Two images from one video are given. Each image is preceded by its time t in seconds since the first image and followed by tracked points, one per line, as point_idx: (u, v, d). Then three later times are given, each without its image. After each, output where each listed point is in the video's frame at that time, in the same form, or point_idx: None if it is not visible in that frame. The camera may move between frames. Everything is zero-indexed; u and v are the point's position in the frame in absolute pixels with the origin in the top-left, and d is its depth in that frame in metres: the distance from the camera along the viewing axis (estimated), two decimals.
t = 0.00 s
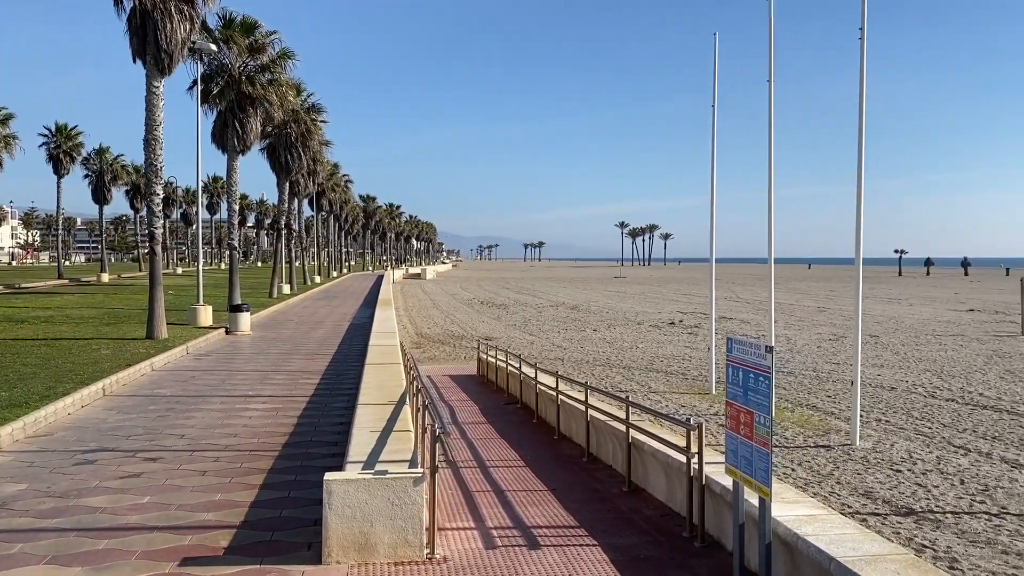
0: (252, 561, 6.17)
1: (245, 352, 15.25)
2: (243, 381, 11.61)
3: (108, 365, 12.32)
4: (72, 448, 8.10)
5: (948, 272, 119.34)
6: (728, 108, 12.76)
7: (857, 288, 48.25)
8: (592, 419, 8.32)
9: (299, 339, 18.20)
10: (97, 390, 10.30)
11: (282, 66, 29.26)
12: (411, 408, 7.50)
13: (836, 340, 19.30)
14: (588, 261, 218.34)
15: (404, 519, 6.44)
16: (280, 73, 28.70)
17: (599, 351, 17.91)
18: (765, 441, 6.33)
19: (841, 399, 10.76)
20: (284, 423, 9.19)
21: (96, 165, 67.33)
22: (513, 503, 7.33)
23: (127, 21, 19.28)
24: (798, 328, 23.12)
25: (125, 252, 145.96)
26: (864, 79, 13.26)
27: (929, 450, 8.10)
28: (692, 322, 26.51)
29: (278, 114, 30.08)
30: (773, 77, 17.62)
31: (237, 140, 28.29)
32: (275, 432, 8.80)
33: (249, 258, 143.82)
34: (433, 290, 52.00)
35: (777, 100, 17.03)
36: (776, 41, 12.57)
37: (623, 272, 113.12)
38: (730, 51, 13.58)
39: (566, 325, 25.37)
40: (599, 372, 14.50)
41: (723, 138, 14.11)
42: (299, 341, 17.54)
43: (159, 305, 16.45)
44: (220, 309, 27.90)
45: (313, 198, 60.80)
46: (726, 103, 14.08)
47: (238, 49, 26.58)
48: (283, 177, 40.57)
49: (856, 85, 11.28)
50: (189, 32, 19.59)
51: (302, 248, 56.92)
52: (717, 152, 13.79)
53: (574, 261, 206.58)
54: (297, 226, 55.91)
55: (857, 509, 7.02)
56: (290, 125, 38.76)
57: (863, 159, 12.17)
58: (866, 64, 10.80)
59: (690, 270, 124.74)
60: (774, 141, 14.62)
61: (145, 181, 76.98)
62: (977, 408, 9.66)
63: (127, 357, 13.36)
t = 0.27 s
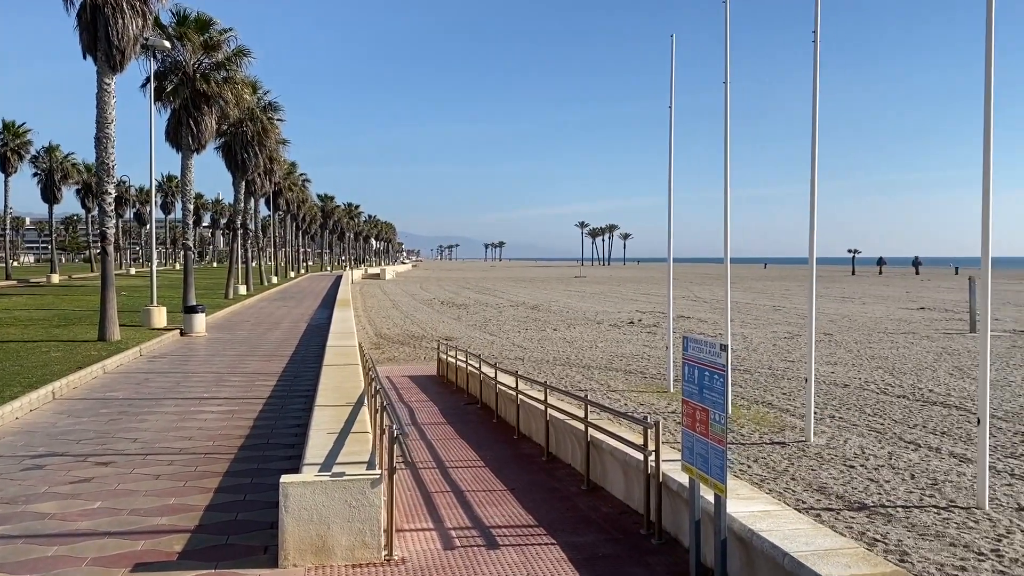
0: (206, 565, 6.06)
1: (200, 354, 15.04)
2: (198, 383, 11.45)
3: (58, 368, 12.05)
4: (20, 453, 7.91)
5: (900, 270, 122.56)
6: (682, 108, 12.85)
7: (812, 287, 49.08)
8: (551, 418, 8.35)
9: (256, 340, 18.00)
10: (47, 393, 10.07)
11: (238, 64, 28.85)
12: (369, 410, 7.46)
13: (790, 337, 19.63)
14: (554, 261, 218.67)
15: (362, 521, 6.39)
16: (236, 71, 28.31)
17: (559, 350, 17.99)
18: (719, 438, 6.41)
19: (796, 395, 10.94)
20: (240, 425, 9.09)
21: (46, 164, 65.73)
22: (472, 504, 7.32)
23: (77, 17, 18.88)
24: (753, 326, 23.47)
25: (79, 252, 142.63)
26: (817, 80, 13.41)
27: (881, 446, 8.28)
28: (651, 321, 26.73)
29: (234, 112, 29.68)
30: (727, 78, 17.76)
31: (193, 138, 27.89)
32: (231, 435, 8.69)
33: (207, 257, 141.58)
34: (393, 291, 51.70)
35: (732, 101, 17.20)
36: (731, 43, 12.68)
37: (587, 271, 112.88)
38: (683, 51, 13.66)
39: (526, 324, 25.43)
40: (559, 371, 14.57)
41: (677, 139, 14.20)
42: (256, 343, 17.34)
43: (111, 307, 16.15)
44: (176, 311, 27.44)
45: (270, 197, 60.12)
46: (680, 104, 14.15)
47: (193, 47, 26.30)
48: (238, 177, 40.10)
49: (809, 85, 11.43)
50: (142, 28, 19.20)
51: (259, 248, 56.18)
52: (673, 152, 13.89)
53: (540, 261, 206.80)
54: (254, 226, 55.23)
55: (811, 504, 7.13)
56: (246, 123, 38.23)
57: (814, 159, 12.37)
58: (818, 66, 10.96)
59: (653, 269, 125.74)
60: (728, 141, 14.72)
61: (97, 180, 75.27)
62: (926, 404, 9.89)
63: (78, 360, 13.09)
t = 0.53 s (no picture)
0: (158, 570, 5.95)
1: (153, 356, 14.79)
2: (150, 386, 11.26)
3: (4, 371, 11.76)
4: None
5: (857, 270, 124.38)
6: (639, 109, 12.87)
7: (767, 286, 49.55)
8: (510, 417, 8.38)
9: (210, 341, 17.74)
10: None
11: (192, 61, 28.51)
12: (325, 411, 7.42)
13: (745, 336, 19.92)
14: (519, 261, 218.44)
15: (318, 523, 6.32)
16: (190, 68, 28.01)
17: (518, 350, 18.03)
18: (675, 436, 6.47)
19: (750, 392, 11.10)
20: (194, 428, 8.97)
21: None
22: (430, 504, 7.31)
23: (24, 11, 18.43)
24: (710, 325, 23.73)
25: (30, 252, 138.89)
26: (770, 82, 13.55)
27: (833, 442, 8.45)
28: (609, 320, 26.91)
29: (187, 110, 29.23)
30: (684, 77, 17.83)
31: (145, 136, 27.40)
32: (185, 438, 8.58)
33: (160, 257, 138.70)
34: (353, 291, 51.23)
35: (687, 101, 17.26)
36: (687, 44, 12.75)
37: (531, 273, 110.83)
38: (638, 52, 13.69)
39: (486, 324, 25.42)
40: (518, 371, 14.61)
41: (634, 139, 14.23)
42: (210, 344, 17.09)
43: (59, 308, 15.81)
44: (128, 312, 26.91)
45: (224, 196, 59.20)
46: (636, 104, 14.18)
47: (145, 43, 25.79)
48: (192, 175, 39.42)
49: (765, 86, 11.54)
50: (92, 23, 18.78)
51: (214, 249, 55.26)
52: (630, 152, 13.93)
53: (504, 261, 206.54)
54: (208, 226, 54.36)
55: (766, 500, 7.25)
56: (201, 122, 37.50)
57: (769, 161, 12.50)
58: (771, 68, 11.03)
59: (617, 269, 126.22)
60: (683, 141, 14.76)
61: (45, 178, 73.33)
62: (877, 400, 10.12)
63: (25, 362, 12.78)
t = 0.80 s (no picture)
0: None
1: (103, 358, 14.49)
2: (99, 389, 11.04)
3: None
4: None
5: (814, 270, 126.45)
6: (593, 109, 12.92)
7: (721, 286, 49.29)
8: (466, 417, 8.39)
9: (162, 343, 17.44)
10: None
11: (141, 57, 28.17)
12: (279, 412, 7.36)
13: (700, 334, 20.17)
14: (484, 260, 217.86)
15: (271, 527, 6.24)
16: (139, 64, 27.67)
17: (475, 349, 18.04)
18: (629, 434, 6.53)
19: (705, 390, 11.24)
20: (144, 431, 8.82)
21: None
22: (386, 506, 7.29)
23: None
24: (666, 324, 23.98)
25: None
26: (722, 84, 13.70)
27: (785, 439, 8.59)
28: (567, 319, 27.03)
29: (137, 107, 28.72)
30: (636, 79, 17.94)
31: (94, 133, 26.87)
32: (135, 442, 8.44)
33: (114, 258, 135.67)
34: (310, 292, 50.68)
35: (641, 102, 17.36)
36: (639, 45, 12.82)
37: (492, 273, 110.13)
38: (591, 52, 13.75)
39: (443, 324, 25.36)
40: (475, 371, 14.61)
41: (588, 140, 14.29)
42: (162, 346, 16.81)
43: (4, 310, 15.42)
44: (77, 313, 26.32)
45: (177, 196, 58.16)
46: (590, 105, 14.23)
47: (93, 39, 24.92)
48: (143, 173, 38.82)
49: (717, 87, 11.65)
50: (37, 17, 18.36)
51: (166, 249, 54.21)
52: (585, 153, 13.97)
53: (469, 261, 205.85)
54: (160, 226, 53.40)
55: (719, 496, 7.34)
56: (151, 119, 36.53)
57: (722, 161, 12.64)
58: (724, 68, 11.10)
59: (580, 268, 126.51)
60: (636, 142, 14.84)
61: None
62: (828, 397, 10.32)
63: None
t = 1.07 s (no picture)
0: None
1: (49, 361, 14.16)
2: (45, 392, 10.80)
3: None
4: None
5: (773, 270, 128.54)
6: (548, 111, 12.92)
7: (675, 286, 49.70)
8: (422, 418, 8.38)
9: (111, 345, 17.09)
10: None
11: (89, 53, 27.59)
12: (231, 415, 7.28)
13: (656, 333, 20.39)
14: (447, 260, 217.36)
15: (223, 530, 6.15)
16: (87, 61, 26.96)
17: (432, 350, 18.02)
18: (584, 433, 6.58)
19: (660, 389, 11.35)
20: (92, 436, 8.66)
21: None
22: (340, 508, 7.25)
23: None
24: (622, 323, 24.18)
25: None
26: (676, 86, 13.80)
27: (738, 436, 8.72)
28: (524, 319, 27.12)
29: (84, 104, 28.10)
30: (592, 79, 18.01)
31: (39, 130, 26.23)
32: (82, 446, 8.27)
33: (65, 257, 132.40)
34: (265, 292, 50.08)
35: (596, 102, 17.43)
36: (594, 46, 12.85)
37: (455, 273, 109.69)
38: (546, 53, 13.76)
39: (400, 325, 25.27)
40: (432, 371, 14.60)
41: (544, 140, 14.30)
42: (111, 348, 16.48)
43: None
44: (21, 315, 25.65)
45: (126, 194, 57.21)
46: (546, 106, 14.24)
47: (38, 32, 24.68)
48: (91, 172, 38.07)
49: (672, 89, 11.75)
50: None
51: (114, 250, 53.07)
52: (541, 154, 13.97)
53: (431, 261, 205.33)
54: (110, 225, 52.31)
55: (674, 494, 7.43)
56: (100, 117, 35.74)
57: (676, 162, 12.77)
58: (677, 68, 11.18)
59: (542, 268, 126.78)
60: (591, 142, 14.90)
61: None
62: (779, 395, 10.50)
63: None
